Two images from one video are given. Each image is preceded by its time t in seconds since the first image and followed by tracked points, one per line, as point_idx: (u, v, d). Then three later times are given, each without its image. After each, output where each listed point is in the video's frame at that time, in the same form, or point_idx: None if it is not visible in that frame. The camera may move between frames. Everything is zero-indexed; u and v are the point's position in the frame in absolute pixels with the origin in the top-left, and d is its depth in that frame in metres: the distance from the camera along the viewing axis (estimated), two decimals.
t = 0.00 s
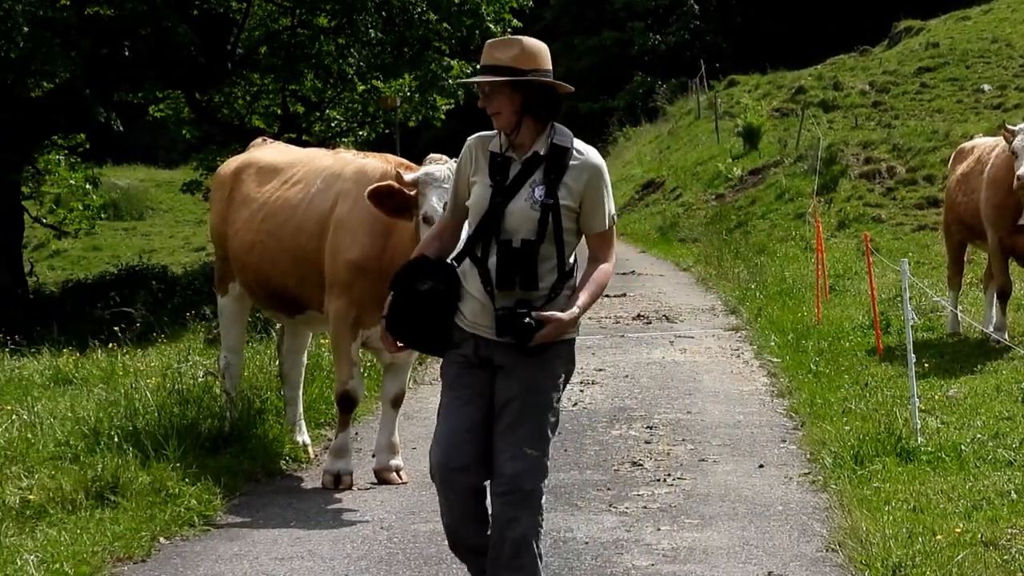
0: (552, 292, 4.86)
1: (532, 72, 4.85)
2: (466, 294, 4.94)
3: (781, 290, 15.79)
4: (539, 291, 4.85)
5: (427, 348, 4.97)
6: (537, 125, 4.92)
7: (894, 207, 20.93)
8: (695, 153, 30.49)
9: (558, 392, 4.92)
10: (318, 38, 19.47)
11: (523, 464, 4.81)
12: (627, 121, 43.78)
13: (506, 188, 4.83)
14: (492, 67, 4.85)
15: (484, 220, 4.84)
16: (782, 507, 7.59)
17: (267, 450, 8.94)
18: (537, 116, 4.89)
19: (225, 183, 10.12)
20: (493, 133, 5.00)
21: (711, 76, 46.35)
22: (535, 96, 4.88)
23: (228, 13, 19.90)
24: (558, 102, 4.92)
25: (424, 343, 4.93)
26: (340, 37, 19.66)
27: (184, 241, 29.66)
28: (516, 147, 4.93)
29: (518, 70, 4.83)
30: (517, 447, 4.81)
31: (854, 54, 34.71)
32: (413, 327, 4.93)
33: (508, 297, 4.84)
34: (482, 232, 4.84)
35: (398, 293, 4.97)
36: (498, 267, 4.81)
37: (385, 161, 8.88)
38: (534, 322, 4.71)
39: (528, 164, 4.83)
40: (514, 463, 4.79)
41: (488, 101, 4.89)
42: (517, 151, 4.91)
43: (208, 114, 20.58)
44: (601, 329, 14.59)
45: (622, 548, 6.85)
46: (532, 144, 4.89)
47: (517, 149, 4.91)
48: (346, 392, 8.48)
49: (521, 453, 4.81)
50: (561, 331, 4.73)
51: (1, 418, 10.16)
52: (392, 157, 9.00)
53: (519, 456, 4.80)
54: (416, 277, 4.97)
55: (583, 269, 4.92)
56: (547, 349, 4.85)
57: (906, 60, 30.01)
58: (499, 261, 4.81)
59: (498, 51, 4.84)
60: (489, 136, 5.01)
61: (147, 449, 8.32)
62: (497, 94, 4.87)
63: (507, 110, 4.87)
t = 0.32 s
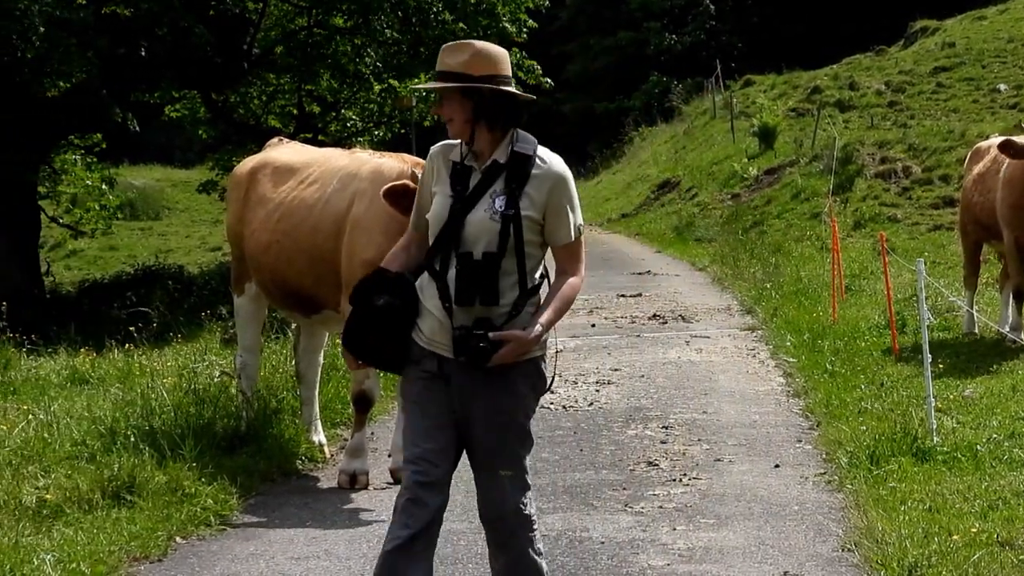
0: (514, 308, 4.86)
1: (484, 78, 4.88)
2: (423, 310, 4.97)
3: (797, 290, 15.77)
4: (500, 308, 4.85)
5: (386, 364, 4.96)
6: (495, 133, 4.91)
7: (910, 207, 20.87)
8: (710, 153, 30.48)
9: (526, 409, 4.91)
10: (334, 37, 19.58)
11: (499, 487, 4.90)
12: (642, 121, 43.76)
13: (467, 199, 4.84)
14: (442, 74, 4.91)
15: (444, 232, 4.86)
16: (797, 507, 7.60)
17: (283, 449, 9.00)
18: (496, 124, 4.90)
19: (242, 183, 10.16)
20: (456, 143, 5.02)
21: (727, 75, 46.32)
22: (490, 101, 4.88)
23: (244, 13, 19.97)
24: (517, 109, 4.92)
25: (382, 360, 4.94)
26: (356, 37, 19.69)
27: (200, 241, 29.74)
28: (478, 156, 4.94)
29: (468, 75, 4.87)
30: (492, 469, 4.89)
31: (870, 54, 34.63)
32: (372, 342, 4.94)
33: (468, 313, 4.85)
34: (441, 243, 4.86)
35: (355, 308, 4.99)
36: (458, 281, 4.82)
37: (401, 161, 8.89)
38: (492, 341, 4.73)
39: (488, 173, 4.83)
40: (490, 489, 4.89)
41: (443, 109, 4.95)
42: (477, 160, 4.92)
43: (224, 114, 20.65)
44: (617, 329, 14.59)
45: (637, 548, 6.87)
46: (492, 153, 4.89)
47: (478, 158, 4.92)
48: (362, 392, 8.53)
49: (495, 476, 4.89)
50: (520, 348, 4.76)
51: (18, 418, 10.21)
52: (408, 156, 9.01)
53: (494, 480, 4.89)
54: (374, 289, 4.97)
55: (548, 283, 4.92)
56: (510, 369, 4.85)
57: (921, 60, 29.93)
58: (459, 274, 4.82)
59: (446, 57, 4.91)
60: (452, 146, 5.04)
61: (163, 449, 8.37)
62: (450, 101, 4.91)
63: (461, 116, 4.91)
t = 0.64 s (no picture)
0: (457, 301, 4.73)
1: (429, 59, 4.74)
2: (367, 304, 4.90)
3: (812, 290, 15.75)
4: (442, 299, 4.73)
5: (327, 359, 4.87)
6: (442, 119, 4.81)
7: (925, 207, 20.81)
8: (725, 153, 30.50)
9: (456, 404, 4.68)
10: (349, 38, 19.62)
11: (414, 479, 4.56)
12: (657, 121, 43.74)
13: (411, 186, 4.75)
14: (383, 56, 4.78)
15: (386, 221, 4.76)
16: (812, 507, 7.61)
17: (297, 449, 9.03)
18: (441, 110, 4.79)
19: (258, 183, 10.21)
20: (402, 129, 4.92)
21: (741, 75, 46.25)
22: (433, 86, 4.76)
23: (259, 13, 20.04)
24: (463, 95, 4.81)
25: (322, 355, 4.85)
26: (371, 37, 19.74)
27: (215, 241, 29.84)
28: (422, 141, 4.84)
29: (408, 58, 4.73)
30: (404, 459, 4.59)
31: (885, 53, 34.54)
32: (312, 334, 4.84)
33: (409, 307, 4.74)
34: (382, 233, 4.75)
35: (293, 299, 4.89)
36: (396, 272, 4.70)
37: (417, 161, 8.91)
38: (431, 333, 4.62)
39: (434, 160, 4.73)
40: (402, 476, 4.55)
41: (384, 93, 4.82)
42: (423, 147, 4.82)
43: (239, 114, 20.71)
44: (633, 329, 14.59)
45: (652, 548, 6.88)
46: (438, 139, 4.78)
47: (424, 145, 4.82)
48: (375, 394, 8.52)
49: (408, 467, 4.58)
50: (466, 341, 4.61)
51: (34, 418, 10.26)
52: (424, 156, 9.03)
53: (408, 468, 4.57)
54: (314, 281, 4.89)
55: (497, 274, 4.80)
56: (449, 359, 4.68)
57: (936, 60, 29.86)
58: (398, 264, 4.69)
59: (387, 40, 4.78)
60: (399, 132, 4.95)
61: (179, 449, 8.41)
62: (392, 85, 4.78)
63: (401, 101, 4.78)
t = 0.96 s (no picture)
0: (412, 319, 4.60)
1: (383, 66, 4.62)
2: (315, 325, 4.74)
3: (826, 290, 15.74)
4: (397, 318, 4.60)
5: (277, 384, 4.71)
6: (395, 129, 4.69)
7: (939, 207, 20.77)
8: (739, 153, 30.49)
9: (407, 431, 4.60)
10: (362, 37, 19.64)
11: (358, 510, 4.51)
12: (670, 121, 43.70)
13: (362, 200, 4.61)
14: (334, 62, 4.65)
15: (337, 237, 4.62)
16: (826, 506, 7.62)
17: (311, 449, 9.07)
18: (394, 120, 4.67)
19: (273, 182, 10.25)
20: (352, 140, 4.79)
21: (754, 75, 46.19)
22: (384, 94, 4.63)
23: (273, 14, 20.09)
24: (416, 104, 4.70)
25: (272, 380, 4.69)
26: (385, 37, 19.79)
27: (229, 241, 29.92)
28: (374, 152, 4.73)
29: (360, 64, 4.61)
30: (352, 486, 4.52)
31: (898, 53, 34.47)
32: (261, 359, 4.67)
33: (362, 326, 4.61)
34: (335, 249, 4.61)
35: (239, 323, 4.71)
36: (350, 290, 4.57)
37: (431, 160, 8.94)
38: (385, 353, 4.47)
39: (387, 172, 4.61)
40: (344, 507, 4.51)
41: (333, 99, 4.69)
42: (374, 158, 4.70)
43: (253, 115, 20.77)
44: (647, 329, 14.60)
45: (665, 548, 6.91)
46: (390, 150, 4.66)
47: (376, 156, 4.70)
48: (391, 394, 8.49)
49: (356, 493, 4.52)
50: (420, 361, 4.47)
51: (48, 418, 10.30)
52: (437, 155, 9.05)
53: (355, 496, 4.51)
54: (264, 303, 4.73)
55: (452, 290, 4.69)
56: (400, 383, 4.56)
57: (950, 60, 29.79)
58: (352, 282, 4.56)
59: (337, 44, 4.66)
60: (347, 143, 4.81)
61: (193, 448, 8.47)
62: (341, 92, 4.65)
63: (352, 110, 4.65)
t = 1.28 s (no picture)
0: (355, 314, 4.42)
1: (317, 48, 4.43)
2: (260, 323, 4.57)
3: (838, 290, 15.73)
4: (338, 315, 4.43)
5: (215, 382, 4.53)
6: (332, 114, 4.50)
7: (952, 207, 20.73)
8: (752, 153, 30.47)
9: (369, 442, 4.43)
10: (375, 37, 19.64)
11: (330, 529, 4.38)
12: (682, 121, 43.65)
13: (300, 190, 4.44)
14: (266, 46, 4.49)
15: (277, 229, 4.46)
16: (839, 506, 7.63)
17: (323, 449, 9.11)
18: (329, 105, 4.48)
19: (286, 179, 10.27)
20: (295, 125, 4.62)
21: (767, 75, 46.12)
22: (317, 77, 4.44)
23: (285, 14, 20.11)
24: (355, 86, 4.50)
25: (213, 381, 4.52)
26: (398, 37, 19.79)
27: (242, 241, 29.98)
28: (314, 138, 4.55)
29: (289, 47, 4.43)
30: (324, 509, 4.38)
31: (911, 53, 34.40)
32: (203, 359, 4.50)
33: (301, 323, 4.43)
34: (275, 242, 4.46)
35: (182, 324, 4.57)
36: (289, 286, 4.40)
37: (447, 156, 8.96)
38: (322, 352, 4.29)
39: (324, 160, 4.44)
40: (320, 529, 4.37)
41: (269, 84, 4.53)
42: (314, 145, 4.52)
43: (266, 115, 20.80)
44: (660, 329, 14.60)
45: (678, 548, 6.92)
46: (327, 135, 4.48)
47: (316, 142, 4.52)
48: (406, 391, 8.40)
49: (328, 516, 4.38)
50: (361, 361, 4.29)
51: (61, 418, 10.33)
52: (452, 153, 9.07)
53: (326, 518, 4.37)
54: (204, 299, 4.59)
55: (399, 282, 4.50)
56: (352, 390, 4.38)
57: (963, 60, 29.73)
58: (291, 277, 4.39)
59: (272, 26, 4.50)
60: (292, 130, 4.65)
61: (205, 448, 8.53)
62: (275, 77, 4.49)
63: (286, 95, 4.48)
